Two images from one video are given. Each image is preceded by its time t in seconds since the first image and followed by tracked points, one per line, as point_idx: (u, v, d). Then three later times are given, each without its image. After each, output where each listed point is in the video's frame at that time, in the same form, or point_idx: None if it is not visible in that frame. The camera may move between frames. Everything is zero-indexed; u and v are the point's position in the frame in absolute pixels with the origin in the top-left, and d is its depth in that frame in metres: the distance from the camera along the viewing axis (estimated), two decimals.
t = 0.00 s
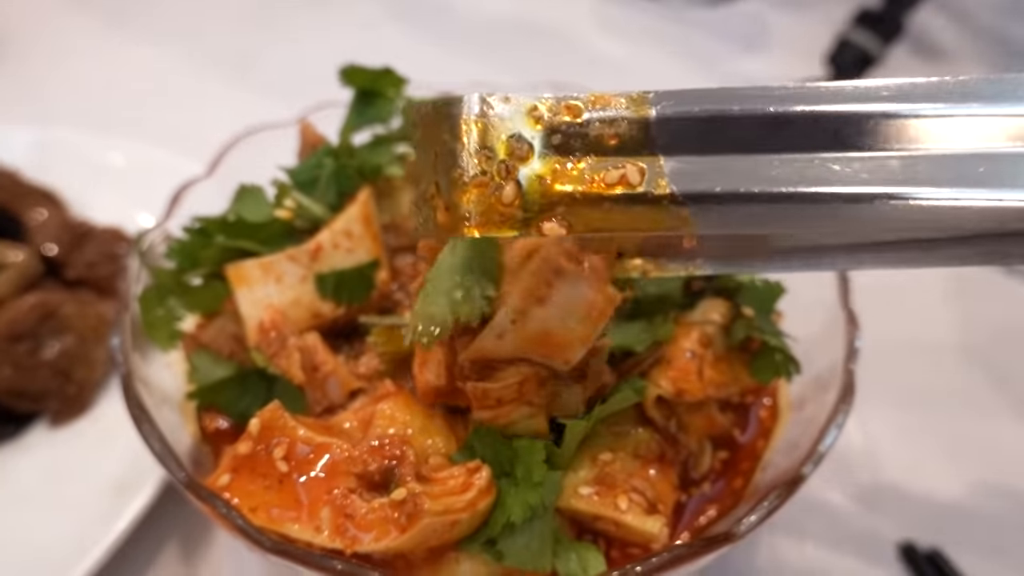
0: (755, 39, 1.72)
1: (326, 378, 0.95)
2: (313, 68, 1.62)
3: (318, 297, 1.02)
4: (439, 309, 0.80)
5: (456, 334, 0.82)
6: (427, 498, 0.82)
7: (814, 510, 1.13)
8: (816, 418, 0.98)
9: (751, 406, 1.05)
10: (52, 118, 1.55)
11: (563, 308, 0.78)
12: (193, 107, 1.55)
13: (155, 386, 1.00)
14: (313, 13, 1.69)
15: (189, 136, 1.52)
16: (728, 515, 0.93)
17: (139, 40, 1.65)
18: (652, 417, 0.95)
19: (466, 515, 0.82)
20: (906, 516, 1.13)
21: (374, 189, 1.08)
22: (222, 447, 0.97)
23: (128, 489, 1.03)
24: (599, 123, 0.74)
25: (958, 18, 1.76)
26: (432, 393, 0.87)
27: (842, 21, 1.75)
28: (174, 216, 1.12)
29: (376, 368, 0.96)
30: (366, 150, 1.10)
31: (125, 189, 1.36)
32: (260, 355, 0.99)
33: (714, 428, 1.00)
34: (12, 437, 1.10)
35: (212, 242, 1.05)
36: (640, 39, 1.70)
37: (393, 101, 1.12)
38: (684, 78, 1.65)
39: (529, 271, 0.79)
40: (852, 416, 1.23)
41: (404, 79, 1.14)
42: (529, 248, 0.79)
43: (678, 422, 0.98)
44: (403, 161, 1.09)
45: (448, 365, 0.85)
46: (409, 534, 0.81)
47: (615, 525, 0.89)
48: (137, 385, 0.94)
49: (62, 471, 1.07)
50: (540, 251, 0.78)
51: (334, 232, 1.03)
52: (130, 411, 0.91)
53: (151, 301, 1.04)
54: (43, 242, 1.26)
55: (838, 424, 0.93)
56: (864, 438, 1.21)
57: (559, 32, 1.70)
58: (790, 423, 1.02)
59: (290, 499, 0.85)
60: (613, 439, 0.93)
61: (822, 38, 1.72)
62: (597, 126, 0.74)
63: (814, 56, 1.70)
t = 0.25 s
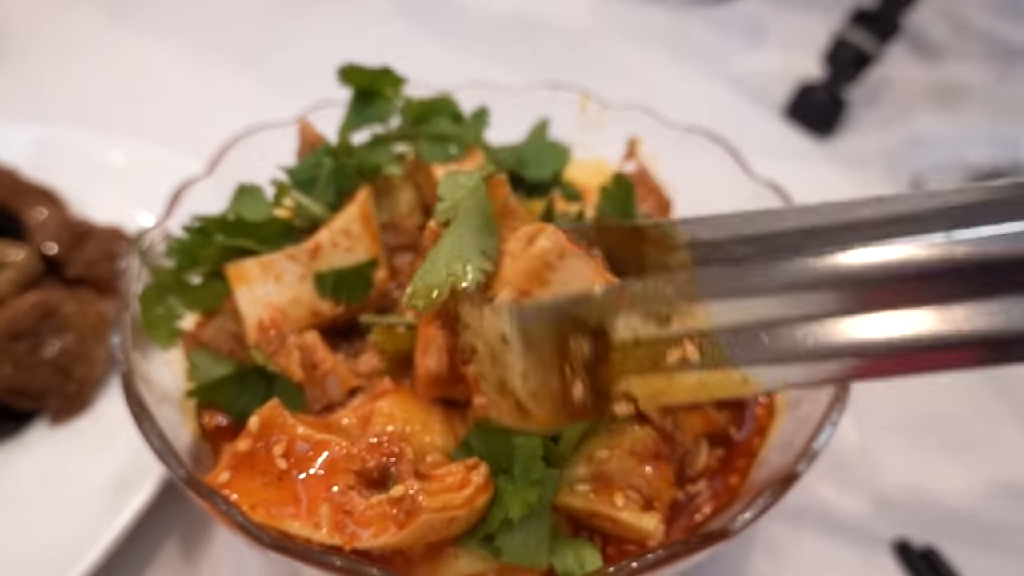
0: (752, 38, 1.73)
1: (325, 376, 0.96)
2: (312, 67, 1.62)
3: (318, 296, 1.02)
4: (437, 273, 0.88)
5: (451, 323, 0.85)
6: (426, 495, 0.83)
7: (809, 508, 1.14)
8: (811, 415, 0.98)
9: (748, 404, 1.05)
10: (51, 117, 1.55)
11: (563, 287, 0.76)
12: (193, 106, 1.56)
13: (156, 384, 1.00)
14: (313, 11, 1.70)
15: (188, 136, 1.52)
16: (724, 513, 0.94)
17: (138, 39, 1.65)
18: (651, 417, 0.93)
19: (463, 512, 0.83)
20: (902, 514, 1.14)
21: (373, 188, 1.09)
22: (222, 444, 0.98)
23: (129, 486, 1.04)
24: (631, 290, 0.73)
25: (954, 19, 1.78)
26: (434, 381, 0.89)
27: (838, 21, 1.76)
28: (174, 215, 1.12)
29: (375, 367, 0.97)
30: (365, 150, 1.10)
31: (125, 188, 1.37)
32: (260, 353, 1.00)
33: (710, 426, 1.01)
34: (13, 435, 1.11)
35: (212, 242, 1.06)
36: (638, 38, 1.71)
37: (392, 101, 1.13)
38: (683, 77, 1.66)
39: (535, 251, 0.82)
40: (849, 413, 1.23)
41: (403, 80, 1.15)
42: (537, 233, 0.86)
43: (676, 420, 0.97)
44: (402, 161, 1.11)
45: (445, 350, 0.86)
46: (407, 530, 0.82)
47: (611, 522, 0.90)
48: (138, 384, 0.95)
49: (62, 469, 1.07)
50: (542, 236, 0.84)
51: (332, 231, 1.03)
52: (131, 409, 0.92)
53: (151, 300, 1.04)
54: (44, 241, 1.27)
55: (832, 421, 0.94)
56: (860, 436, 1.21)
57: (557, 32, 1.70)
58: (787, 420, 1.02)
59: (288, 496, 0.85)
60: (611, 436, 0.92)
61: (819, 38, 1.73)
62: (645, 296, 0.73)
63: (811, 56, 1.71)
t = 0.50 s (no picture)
0: (752, 37, 1.72)
1: (323, 374, 0.96)
2: (311, 66, 1.62)
3: (316, 294, 1.02)
4: (453, 247, 0.87)
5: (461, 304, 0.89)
6: (424, 495, 0.83)
7: (808, 506, 1.14)
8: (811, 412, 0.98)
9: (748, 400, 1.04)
10: (49, 114, 1.54)
11: (569, 272, 0.86)
12: (191, 104, 1.55)
13: (152, 382, 1.00)
14: (312, 9, 1.70)
15: (185, 134, 1.52)
16: (723, 511, 0.94)
17: (136, 37, 1.65)
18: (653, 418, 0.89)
19: (461, 511, 0.83)
20: (900, 513, 1.14)
21: (373, 187, 1.10)
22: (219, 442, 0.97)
23: (126, 485, 1.04)
24: (674, 398, 0.74)
25: (954, 18, 1.78)
26: (436, 367, 0.90)
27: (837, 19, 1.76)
28: (171, 213, 1.12)
29: (373, 366, 0.97)
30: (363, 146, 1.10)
31: (123, 186, 1.37)
32: (258, 351, 1.00)
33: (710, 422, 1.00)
34: (10, 433, 1.11)
35: (209, 239, 1.05)
36: (638, 36, 1.70)
37: (390, 99, 1.13)
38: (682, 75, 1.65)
39: (551, 233, 0.87)
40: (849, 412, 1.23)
41: (402, 77, 1.14)
42: (551, 220, 0.89)
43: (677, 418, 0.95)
44: (400, 159, 1.11)
45: (454, 332, 0.89)
46: (405, 529, 0.82)
47: (610, 520, 0.90)
48: (136, 382, 0.95)
49: (60, 467, 1.07)
50: (555, 221, 0.89)
51: (331, 227, 1.03)
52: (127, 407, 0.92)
53: (149, 298, 1.05)
54: (40, 238, 1.26)
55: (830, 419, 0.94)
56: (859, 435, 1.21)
57: (556, 30, 1.70)
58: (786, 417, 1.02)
59: (286, 495, 0.85)
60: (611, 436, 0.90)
61: (818, 37, 1.73)
62: (693, 403, 0.73)
63: (810, 54, 1.71)
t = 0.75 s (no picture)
0: (752, 35, 1.72)
1: (322, 372, 0.96)
2: (310, 65, 1.61)
3: (314, 292, 1.02)
4: (443, 246, 0.86)
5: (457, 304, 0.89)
6: (423, 493, 0.83)
7: (806, 505, 1.14)
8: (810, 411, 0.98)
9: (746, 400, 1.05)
10: (46, 111, 1.54)
11: (560, 265, 0.85)
12: (189, 101, 1.55)
13: (151, 380, 1.00)
14: (312, 8, 1.69)
15: (184, 132, 1.51)
16: (722, 509, 0.93)
17: (134, 34, 1.64)
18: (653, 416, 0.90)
19: (460, 510, 0.83)
20: (899, 512, 1.14)
21: (371, 184, 1.09)
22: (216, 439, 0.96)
23: (125, 483, 1.04)
24: (644, 392, 0.77)
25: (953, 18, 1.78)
26: (433, 370, 0.90)
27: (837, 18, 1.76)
28: (170, 210, 1.12)
29: (371, 364, 0.97)
30: (362, 145, 1.10)
31: (122, 184, 1.36)
32: (257, 350, 1.00)
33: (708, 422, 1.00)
34: (8, 431, 1.10)
35: (208, 237, 1.05)
36: (638, 35, 1.70)
37: (390, 97, 1.12)
38: (682, 73, 1.65)
39: (538, 228, 0.85)
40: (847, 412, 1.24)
41: (401, 74, 1.14)
42: (539, 213, 0.86)
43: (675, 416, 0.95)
44: (399, 156, 1.11)
45: (450, 335, 0.89)
46: (404, 528, 0.82)
47: (608, 518, 0.90)
48: (134, 380, 0.95)
49: (57, 465, 1.07)
50: (543, 214, 0.86)
51: (331, 225, 1.03)
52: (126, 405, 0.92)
53: (148, 296, 1.04)
54: (39, 236, 1.26)
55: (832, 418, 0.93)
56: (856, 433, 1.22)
57: (555, 28, 1.70)
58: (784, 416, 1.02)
59: (285, 492, 0.85)
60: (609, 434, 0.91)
61: (818, 36, 1.73)
62: (661, 396, 0.77)
63: (810, 53, 1.70)
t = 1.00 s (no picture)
0: (752, 35, 1.72)
1: (323, 372, 0.95)
2: (309, 65, 1.61)
3: (315, 291, 1.02)
4: (440, 257, 0.86)
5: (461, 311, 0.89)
6: (425, 493, 0.82)
7: (806, 504, 1.14)
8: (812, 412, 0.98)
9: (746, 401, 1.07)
10: (45, 110, 1.53)
11: (559, 265, 0.85)
12: (189, 100, 1.55)
13: (152, 379, 1.00)
14: (312, 9, 1.70)
15: (183, 131, 1.51)
16: (724, 509, 0.93)
17: (133, 33, 1.64)
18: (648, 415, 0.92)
19: (462, 512, 0.82)
20: (900, 512, 1.14)
21: (371, 183, 1.10)
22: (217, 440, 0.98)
23: (124, 482, 1.03)
24: (609, 381, 0.79)
25: (953, 18, 1.78)
26: (434, 382, 0.89)
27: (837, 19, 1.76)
28: (170, 209, 1.12)
29: (371, 364, 0.97)
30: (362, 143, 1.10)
31: (122, 183, 1.36)
32: (257, 349, 0.99)
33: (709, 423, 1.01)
34: (8, 431, 1.10)
35: (208, 235, 1.04)
36: (638, 35, 1.70)
37: (390, 95, 1.12)
38: (683, 72, 1.65)
39: (531, 231, 0.86)
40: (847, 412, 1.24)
41: (402, 73, 1.13)
42: (529, 215, 0.88)
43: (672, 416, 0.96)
44: (399, 156, 1.11)
45: (448, 344, 0.89)
46: (406, 529, 0.81)
47: (609, 518, 0.90)
48: (135, 380, 0.94)
49: (56, 465, 1.07)
50: (535, 216, 0.87)
51: (331, 224, 1.03)
52: (127, 405, 0.91)
53: (148, 295, 1.04)
54: (38, 235, 1.26)
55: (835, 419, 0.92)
56: (856, 433, 1.22)
57: (556, 28, 1.70)
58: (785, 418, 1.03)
59: (285, 492, 0.85)
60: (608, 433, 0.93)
61: (818, 36, 1.73)
62: (625, 387, 0.79)
63: (810, 53, 1.70)
